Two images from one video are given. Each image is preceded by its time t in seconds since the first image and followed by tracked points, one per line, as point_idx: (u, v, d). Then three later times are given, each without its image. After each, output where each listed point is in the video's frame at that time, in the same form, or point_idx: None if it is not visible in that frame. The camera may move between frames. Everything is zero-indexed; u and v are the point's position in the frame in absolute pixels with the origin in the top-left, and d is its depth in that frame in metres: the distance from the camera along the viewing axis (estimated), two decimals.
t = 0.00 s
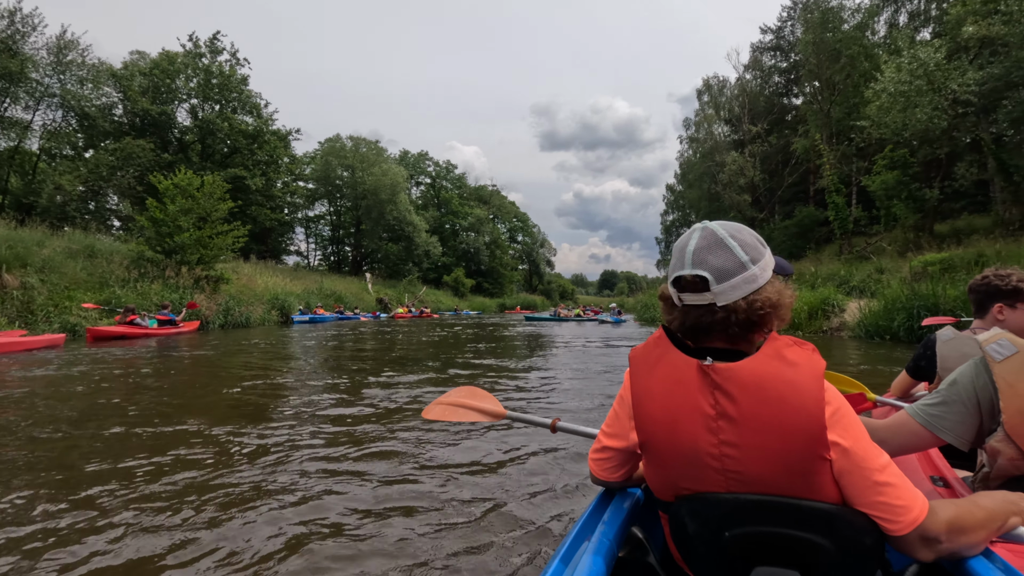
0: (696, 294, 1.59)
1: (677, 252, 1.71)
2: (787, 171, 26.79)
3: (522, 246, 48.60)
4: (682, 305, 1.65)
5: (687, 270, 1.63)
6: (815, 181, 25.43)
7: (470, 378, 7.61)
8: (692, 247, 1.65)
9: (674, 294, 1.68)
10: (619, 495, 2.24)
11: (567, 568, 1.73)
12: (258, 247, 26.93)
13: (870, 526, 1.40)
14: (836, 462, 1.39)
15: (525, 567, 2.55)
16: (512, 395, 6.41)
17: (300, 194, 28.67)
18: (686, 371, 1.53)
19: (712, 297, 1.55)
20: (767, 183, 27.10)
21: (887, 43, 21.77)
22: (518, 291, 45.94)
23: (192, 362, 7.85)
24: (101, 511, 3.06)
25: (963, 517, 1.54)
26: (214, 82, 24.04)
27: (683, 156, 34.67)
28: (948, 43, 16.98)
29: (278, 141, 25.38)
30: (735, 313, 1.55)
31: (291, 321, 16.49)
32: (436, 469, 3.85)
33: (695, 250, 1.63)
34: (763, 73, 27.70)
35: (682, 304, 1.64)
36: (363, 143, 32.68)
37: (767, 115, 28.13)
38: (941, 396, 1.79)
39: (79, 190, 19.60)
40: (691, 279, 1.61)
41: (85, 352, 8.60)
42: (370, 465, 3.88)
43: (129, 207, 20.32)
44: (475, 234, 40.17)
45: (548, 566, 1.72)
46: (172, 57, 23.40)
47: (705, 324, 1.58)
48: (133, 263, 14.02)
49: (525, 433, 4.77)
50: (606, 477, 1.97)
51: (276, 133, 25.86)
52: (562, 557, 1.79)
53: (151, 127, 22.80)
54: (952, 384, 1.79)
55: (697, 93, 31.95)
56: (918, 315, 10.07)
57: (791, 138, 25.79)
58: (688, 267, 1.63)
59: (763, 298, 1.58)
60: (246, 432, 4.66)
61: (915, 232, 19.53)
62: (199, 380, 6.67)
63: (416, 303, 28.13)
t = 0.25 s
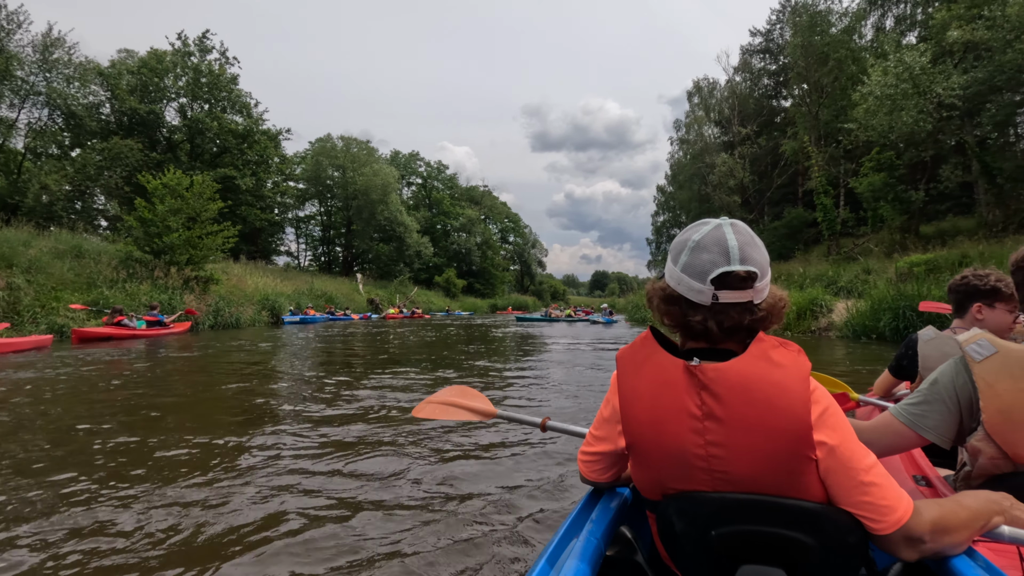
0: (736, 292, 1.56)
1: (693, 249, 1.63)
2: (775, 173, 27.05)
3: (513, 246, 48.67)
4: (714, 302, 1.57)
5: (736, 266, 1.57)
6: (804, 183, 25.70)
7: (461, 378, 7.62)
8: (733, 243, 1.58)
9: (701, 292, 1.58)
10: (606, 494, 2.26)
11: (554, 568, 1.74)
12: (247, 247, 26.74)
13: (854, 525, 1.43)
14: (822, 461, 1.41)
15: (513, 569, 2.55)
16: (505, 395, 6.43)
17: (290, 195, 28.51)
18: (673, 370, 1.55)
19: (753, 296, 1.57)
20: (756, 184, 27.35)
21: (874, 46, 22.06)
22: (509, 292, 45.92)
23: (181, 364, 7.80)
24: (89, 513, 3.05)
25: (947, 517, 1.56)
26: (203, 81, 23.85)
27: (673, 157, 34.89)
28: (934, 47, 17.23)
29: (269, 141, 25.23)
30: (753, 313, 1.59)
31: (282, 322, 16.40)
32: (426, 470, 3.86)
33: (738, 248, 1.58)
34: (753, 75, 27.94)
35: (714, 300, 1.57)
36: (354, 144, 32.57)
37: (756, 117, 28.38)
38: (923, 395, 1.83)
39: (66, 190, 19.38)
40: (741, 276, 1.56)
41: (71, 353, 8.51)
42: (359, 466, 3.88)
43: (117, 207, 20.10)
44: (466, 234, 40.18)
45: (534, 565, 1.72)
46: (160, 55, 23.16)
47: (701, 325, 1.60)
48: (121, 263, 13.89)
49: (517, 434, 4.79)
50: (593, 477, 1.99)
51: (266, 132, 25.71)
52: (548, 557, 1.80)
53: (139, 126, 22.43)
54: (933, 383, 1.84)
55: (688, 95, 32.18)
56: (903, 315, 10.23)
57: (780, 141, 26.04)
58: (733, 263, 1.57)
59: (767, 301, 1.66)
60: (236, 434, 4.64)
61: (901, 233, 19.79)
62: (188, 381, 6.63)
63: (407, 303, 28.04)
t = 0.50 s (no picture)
0: (720, 288, 1.58)
1: (680, 244, 1.65)
2: (762, 173, 27.33)
3: (502, 246, 48.66)
4: (699, 297, 1.60)
5: (721, 262, 1.60)
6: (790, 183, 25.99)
7: (450, 378, 7.63)
8: (720, 239, 1.62)
9: (686, 286, 1.61)
10: (591, 490, 2.29)
11: (537, 562, 1.76)
12: (235, 247, 26.49)
13: (832, 519, 1.46)
14: (802, 457, 1.44)
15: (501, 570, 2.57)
16: (494, 395, 6.44)
17: (278, 194, 28.27)
18: (656, 367, 1.57)
19: (736, 293, 1.60)
20: (743, 185, 27.62)
21: (858, 49, 22.37)
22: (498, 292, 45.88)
23: (167, 364, 7.72)
24: (73, 515, 3.04)
25: (923, 510, 1.59)
26: (189, 78, 23.57)
27: (662, 157, 35.10)
28: (916, 50, 17.50)
29: (256, 139, 25.01)
30: (738, 308, 1.63)
31: (270, 322, 16.26)
32: (414, 469, 3.87)
33: (724, 244, 1.61)
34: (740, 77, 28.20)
35: (699, 295, 1.60)
36: (343, 143, 32.38)
37: (743, 118, 28.65)
38: (902, 391, 1.87)
39: (48, 189, 19.07)
40: (726, 271, 1.60)
41: (55, 354, 8.39)
42: (347, 466, 3.89)
43: (100, 206, 19.82)
44: (455, 234, 40.13)
45: (519, 560, 1.75)
46: (145, 52, 22.86)
47: (685, 321, 1.62)
48: (106, 263, 13.71)
49: (506, 434, 4.81)
50: (578, 473, 2.01)
51: (253, 131, 25.47)
52: (532, 552, 1.82)
53: (123, 124, 22.30)
54: (910, 379, 1.88)
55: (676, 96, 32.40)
56: (886, 314, 10.39)
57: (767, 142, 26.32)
58: (719, 259, 1.60)
59: (750, 299, 1.69)
60: (223, 434, 4.61)
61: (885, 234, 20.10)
62: (175, 381, 6.58)
63: (396, 303, 27.95)
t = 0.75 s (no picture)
0: (699, 283, 1.61)
1: (659, 240, 1.69)
2: (745, 172, 27.66)
3: (488, 244, 48.62)
4: (677, 292, 1.63)
5: (699, 258, 1.63)
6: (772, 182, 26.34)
7: (436, 377, 7.62)
8: (697, 235, 1.65)
9: (664, 282, 1.64)
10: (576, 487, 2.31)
11: (523, 558, 1.78)
12: (217, 246, 26.12)
13: (811, 510, 1.49)
14: (780, 449, 1.48)
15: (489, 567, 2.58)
16: (481, 394, 6.46)
17: (261, 192, 27.91)
18: (638, 363, 1.60)
19: (715, 288, 1.63)
20: (726, 184, 27.93)
21: (839, 50, 22.73)
22: (485, 290, 45.85)
23: (149, 365, 7.59)
24: (54, 517, 3.00)
25: (899, 500, 1.63)
26: (169, 74, 23.15)
27: (647, 156, 35.34)
28: (894, 52, 17.84)
29: (238, 137, 24.67)
30: (716, 305, 1.65)
31: (253, 322, 16.07)
32: (400, 468, 3.87)
33: (703, 240, 1.64)
34: (723, 77, 28.49)
35: (677, 291, 1.62)
36: (327, 140, 32.08)
37: (727, 117, 28.95)
38: (879, 384, 1.92)
39: (24, 186, 18.63)
40: (704, 267, 1.62)
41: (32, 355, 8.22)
42: (333, 465, 3.88)
43: (78, 204, 19.41)
44: (441, 232, 40.03)
45: (504, 556, 1.76)
46: (124, 47, 22.42)
47: (666, 318, 1.65)
48: (84, 262, 13.44)
49: (492, 432, 4.83)
50: (563, 471, 2.03)
51: (236, 128, 25.12)
52: (518, 548, 1.84)
53: (102, 121, 21.91)
54: (888, 372, 1.93)
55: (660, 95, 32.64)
56: (865, 311, 10.60)
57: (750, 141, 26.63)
58: (697, 255, 1.63)
59: (731, 295, 1.71)
60: (205, 435, 4.53)
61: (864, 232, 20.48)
62: (156, 382, 6.48)
63: (382, 302, 27.80)
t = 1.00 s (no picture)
0: (676, 280, 1.65)
1: (636, 239, 1.72)
2: (719, 171, 28.13)
3: (466, 243, 48.48)
4: (655, 291, 1.66)
5: (676, 255, 1.66)
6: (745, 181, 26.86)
7: (415, 377, 7.59)
8: (674, 233, 1.69)
9: (642, 280, 1.67)
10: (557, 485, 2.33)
11: (505, 558, 1.78)
12: (188, 245, 25.49)
13: (787, 500, 1.54)
14: (757, 442, 1.52)
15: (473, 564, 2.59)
16: (460, 393, 6.45)
17: (234, 190, 27.32)
18: (616, 361, 1.63)
19: (692, 285, 1.66)
20: (701, 182, 28.37)
21: (808, 52, 23.27)
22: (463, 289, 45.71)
23: (118, 369, 7.39)
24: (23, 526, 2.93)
25: (870, 488, 1.70)
26: (136, 69, 22.46)
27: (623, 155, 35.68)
28: (860, 54, 18.36)
29: (209, 133, 24.09)
30: (692, 302, 1.68)
31: (227, 322, 15.75)
32: (380, 468, 3.85)
33: (678, 238, 1.68)
34: (697, 77, 28.91)
35: (655, 289, 1.66)
36: (301, 138, 31.55)
37: (701, 117, 29.40)
38: (851, 376, 1.99)
39: None
40: (680, 265, 1.66)
41: None
42: (310, 466, 3.85)
43: (40, 202, 18.72)
44: (418, 230, 39.79)
45: (487, 556, 1.77)
46: (88, 40, 21.68)
47: (643, 315, 1.68)
48: (49, 262, 13.00)
49: (473, 432, 4.83)
50: (544, 469, 2.05)
51: (206, 124, 24.54)
52: (500, 549, 1.84)
53: (64, 117, 21.23)
54: (860, 365, 2.00)
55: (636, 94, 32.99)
56: (835, 306, 10.89)
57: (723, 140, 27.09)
58: (673, 253, 1.67)
59: (706, 291, 1.75)
60: (178, 440, 4.44)
61: (833, 230, 21.05)
62: (127, 387, 6.33)
63: (359, 301, 27.49)
